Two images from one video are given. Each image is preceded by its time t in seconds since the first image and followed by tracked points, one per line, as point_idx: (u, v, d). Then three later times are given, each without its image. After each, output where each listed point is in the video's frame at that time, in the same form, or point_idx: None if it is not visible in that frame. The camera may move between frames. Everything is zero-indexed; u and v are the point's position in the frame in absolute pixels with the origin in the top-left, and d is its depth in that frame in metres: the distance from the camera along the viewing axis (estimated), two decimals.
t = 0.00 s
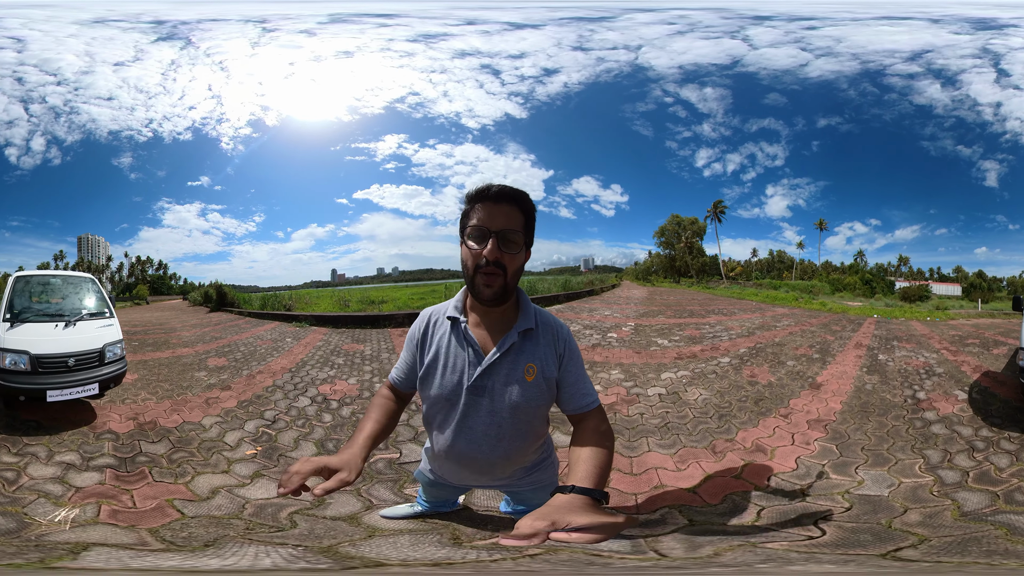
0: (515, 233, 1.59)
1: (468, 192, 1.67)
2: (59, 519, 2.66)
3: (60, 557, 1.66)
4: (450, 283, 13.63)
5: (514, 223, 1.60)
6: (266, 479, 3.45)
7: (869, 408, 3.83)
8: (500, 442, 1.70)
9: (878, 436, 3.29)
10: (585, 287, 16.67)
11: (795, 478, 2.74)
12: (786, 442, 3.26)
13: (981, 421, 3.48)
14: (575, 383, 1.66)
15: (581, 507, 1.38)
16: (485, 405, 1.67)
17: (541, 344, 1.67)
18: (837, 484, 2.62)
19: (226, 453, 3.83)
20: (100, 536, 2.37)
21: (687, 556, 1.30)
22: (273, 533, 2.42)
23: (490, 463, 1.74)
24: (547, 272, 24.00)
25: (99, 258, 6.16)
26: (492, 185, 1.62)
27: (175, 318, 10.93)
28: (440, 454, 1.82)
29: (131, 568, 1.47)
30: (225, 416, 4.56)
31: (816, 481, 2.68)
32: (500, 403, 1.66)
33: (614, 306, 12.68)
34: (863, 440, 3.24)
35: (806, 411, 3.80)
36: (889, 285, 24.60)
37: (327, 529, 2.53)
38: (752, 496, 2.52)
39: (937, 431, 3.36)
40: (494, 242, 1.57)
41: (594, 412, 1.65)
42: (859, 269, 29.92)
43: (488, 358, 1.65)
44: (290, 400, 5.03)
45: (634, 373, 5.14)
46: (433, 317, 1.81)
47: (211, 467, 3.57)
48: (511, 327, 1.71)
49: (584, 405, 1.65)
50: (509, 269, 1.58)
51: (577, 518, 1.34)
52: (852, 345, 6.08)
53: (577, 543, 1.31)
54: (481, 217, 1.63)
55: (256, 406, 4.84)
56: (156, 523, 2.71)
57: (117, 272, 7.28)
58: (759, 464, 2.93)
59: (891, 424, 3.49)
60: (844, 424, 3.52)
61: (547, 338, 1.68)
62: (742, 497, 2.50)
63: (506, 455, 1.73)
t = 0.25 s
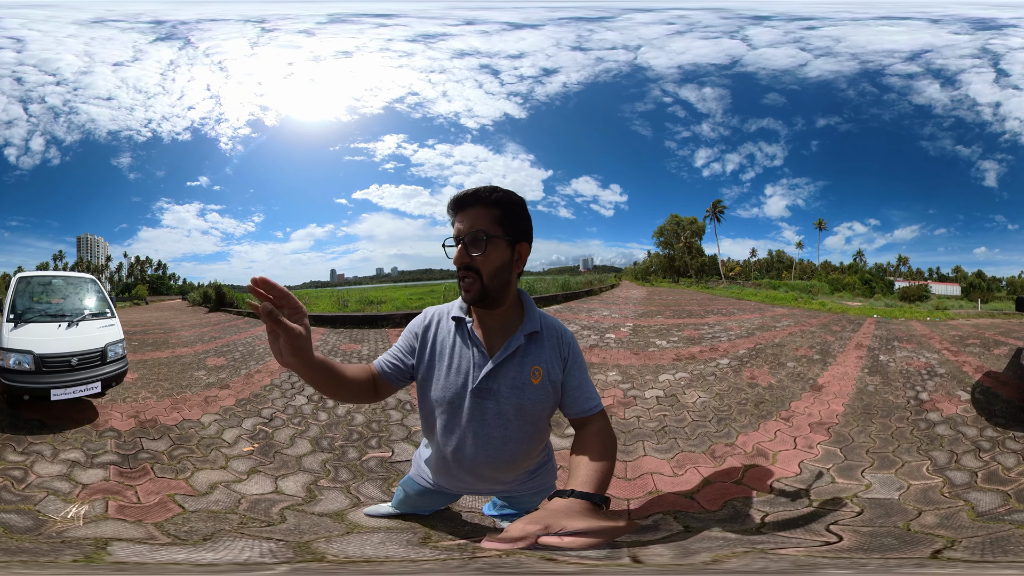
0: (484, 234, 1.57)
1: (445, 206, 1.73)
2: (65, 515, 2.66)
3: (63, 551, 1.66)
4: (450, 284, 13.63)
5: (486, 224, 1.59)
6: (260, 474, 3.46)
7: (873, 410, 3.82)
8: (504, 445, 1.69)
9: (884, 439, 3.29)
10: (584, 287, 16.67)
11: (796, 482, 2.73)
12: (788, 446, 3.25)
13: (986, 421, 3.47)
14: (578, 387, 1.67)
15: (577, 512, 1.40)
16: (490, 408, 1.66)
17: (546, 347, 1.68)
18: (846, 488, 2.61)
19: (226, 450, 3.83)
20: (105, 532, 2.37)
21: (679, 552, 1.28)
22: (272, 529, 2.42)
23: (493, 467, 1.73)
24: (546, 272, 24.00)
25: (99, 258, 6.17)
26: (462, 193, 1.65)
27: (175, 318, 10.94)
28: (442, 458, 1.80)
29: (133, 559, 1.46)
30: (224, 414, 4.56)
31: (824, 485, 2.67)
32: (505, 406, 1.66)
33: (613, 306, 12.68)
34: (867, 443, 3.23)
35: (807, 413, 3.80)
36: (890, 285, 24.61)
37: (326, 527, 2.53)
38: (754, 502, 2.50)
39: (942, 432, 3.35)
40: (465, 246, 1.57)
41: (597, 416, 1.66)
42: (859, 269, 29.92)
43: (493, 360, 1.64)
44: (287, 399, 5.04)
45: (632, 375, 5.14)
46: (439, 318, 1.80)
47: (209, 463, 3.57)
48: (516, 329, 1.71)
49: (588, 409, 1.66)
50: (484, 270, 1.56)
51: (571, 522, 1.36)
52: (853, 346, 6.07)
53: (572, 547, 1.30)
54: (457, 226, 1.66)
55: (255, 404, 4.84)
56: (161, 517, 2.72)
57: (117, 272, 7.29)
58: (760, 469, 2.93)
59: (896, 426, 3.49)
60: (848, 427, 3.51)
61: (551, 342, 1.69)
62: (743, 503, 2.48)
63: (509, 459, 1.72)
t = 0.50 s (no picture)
0: (490, 235, 1.58)
1: (448, 203, 1.71)
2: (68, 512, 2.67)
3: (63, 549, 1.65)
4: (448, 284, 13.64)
5: (491, 224, 1.59)
6: (257, 471, 3.47)
7: (874, 411, 3.82)
8: (505, 447, 1.69)
9: (886, 440, 3.29)
10: (583, 288, 16.67)
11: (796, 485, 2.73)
12: (788, 448, 3.25)
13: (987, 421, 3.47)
14: (579, 389, 1.68)
15: (582, 515, 1.40)
16: (490, 411, 1.66)
17: (546, 349, 1.69)
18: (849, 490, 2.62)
19: (225, 448, 3.84)
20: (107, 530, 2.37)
21: (683, 557, 1.28)
22: (273, 528, 2.42)
23: (492, 470, 1.73)
24: (544, 273, 24.01)
25: (98, 257, 6.17)
26: (466, 191, 1.64)
27: (174, 318, 10.95)
28: (440, 462, 1.79)
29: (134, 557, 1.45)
30: (222, 413, 4.57)
31: (827, 487, 2.67)
32: (505, 408, 1.66)
33: (611, 307, 12.67)
34: (869, 445, 3.23)
35: (807, 415, 3.81)
36: (890, 285, 24.61)
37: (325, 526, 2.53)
38: (754, 505, 2.49)
39: (944, 432, 3.35)
40: (470, 247, 1.57)
41: (597, 418, 1.68)
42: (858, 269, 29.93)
43: (494, 362, 1.65)
44: (284, 398, 5.04)
45: (629, 375, 5.14)
46: (438, 319, 1.80)
47: (209, 461, 3.57)
48: (515, 331, 1.71)
49: (588, 411, 1.67)
50: (489, 272, 1.57)
51: (577, 526, 1.35)
52: (853, 346, 6.07)
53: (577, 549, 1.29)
54: (460, 225, 1.65)
55: (253, 404, 4.85)
56: (163, 514, 2.72)
57: (116, 272, 7.28)
58: (761, 471, 2.93)
59: (897, 427, 3.49)
60: (849, 428, 3.50)
61: (551, 344, 1.70)
62: (743, 506, 2.48)
63: (509, 461, 1.72)
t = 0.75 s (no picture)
0: (504, 232, 1.60)
1: (450, 189, 1.67)
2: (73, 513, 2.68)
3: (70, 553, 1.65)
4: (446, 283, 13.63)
5: (502, 223, 1.61)
6: (260, 470, 3.47)
7: (871, 411, 3.82)
8: (498, 443, 1.69)
9: (882, 441, 3.28)
10: (580, 287, 16.65)
11: (787, 486, 2.72)
12: (782, 449, 3.24)
13: (986, 422, 3.46)
14: (570, 383, 1.68)
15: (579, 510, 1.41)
16: (483, 407, 1.65)
17: (536, 343, 1.69)
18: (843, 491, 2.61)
19: (226, 446, 3.84)
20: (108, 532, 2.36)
21: (673, 557, 1.28)
22: (285, 528, 2.44)
23: (486, 466, 1.73)
24: (542, 272, 24.01)
25: (95, 258, 6.16)
26: (474, 182, 1.63)
27: (173, 318, 10.94)
28: (435, 460, 1.79)
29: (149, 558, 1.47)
30: (223, 412, 4.57)
31: (820, 489, 2.66)
32: (497, 404, 1.65)
33: (609, 306, 12.66)
34: (864, 445, 3.22)
35: (803, 415, 3.81)
36: (888, 285, 24.61)
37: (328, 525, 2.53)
38: (743, 505, 2.49)
39: (942, 433, 3.34)
40: (485, 244, 1.57)
41: (590, 412, 1.68)
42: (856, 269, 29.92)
43: (484, 357, 1.64)
44: (284, 396, 5.04)
45: (626, 374, 5.15)
46: (428, 317, 1.80)
47: (211, 459, 3.58)
48: (505, 327, 1.72)
49: (580, 406, 1.67)
50: (503, 269, 1.59)
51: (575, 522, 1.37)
52: (851, 346, 6.06)
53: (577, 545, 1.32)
54: (467, 216, 1.62)
55: (253, 402, 4.85)
56: (173, 514, 2.73)
57: (114, 272, 7.26)
58: (755, 471, 2.93)
59: (894, 428, 3.48)
60: (845, 429, 3.50)
61: (541, 338, 1.70)
62: (732, 507, 2.47)
63: (503, 457, 1.72)
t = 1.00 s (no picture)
0: (505, 225, 1.60)
1: (452, 186, 1.67)
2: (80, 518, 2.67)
3: (86, 561, 1.66)
4: (441, 282, 13.62)
5: (503, 216, 1.63)
6: (268, 467, 3.48)
7: (864, 412, 3.81)
8: (498, 436, 1.70)
9: (873, 443, 3.27)
10: (576, 287, 16.64)
11: (772, 487, 2.71)
12: (771, 448, 3.24)
13: (981, 425, 3.46)
14: (567, 375, 1.68)
15: (568, 503, 1.40)
16: (482, 401, 1.66)
17: (534, 336, 1.68)
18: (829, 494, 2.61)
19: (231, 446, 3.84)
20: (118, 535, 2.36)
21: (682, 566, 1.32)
22: (307, 525, 2.50)
23: (488, 459, 1.73)
24: (538, 271, 24.01)
25: (91, 258, 6.13)
26: (476, 178, 1.64)
27: (170, 318, 10.93)
28: (438, 455, 1.80)
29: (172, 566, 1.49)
30: (226, 411, 4.57)
31: (805, 490, 2.66)
32: (496, 397, 1.65)
33: (604, 306, 12.64)
34: (855, 447, 3.21)
35: (794, 415, 3.80)
36: (885, 284, 24.62)
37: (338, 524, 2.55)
38: (722, 504, 2.50)
39: (936, 436, 3.34)
40: (487, 236, 1.58)
41: (585, 405, 1.67)
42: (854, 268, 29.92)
43: (482, 351, 1.65)
44: (286, 395, 5.05)
45: (620, 372, 5.16)
46: (427, 314, 1.81)
47: (216, 459, 3.58)
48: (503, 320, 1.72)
49: (576, 398, 1.67)
50: (503, 262, 1.59)
51: (564, 514, 1.35)
52: (846, 346, 6.06)
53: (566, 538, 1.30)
54: (468, 211, 1.63)
55: (255, 401, 4.86)
56: (188, 516, 2.72)
57: (111, 272, 7.23)
58: (738, 470, 2.92)
59: (886, 429, 3.48)
60: (838, 428, 3.51)
61: (540, 330, 1.70)
62: (711, 505, 2.48)
63: (504, 450, 1.72)
